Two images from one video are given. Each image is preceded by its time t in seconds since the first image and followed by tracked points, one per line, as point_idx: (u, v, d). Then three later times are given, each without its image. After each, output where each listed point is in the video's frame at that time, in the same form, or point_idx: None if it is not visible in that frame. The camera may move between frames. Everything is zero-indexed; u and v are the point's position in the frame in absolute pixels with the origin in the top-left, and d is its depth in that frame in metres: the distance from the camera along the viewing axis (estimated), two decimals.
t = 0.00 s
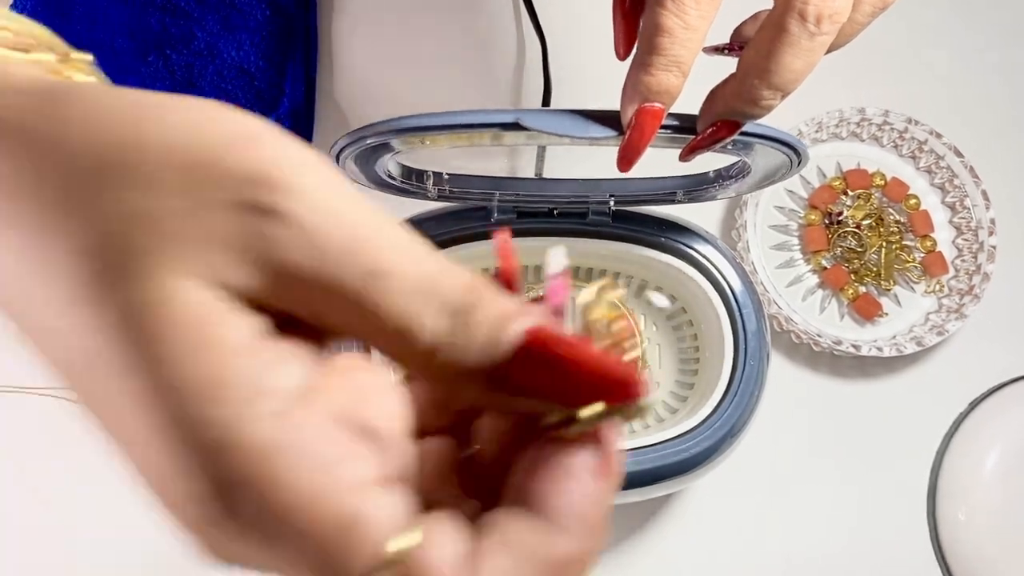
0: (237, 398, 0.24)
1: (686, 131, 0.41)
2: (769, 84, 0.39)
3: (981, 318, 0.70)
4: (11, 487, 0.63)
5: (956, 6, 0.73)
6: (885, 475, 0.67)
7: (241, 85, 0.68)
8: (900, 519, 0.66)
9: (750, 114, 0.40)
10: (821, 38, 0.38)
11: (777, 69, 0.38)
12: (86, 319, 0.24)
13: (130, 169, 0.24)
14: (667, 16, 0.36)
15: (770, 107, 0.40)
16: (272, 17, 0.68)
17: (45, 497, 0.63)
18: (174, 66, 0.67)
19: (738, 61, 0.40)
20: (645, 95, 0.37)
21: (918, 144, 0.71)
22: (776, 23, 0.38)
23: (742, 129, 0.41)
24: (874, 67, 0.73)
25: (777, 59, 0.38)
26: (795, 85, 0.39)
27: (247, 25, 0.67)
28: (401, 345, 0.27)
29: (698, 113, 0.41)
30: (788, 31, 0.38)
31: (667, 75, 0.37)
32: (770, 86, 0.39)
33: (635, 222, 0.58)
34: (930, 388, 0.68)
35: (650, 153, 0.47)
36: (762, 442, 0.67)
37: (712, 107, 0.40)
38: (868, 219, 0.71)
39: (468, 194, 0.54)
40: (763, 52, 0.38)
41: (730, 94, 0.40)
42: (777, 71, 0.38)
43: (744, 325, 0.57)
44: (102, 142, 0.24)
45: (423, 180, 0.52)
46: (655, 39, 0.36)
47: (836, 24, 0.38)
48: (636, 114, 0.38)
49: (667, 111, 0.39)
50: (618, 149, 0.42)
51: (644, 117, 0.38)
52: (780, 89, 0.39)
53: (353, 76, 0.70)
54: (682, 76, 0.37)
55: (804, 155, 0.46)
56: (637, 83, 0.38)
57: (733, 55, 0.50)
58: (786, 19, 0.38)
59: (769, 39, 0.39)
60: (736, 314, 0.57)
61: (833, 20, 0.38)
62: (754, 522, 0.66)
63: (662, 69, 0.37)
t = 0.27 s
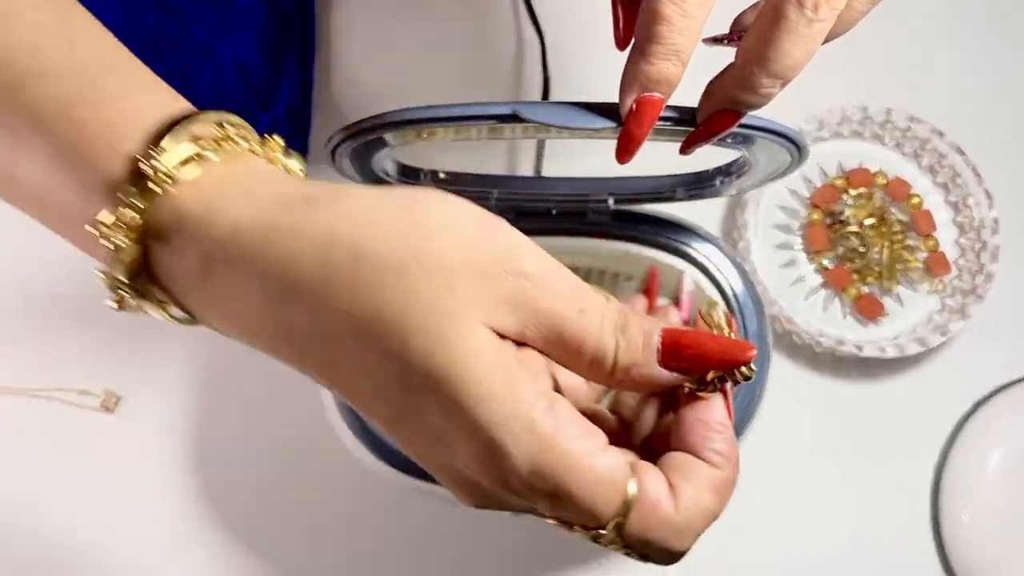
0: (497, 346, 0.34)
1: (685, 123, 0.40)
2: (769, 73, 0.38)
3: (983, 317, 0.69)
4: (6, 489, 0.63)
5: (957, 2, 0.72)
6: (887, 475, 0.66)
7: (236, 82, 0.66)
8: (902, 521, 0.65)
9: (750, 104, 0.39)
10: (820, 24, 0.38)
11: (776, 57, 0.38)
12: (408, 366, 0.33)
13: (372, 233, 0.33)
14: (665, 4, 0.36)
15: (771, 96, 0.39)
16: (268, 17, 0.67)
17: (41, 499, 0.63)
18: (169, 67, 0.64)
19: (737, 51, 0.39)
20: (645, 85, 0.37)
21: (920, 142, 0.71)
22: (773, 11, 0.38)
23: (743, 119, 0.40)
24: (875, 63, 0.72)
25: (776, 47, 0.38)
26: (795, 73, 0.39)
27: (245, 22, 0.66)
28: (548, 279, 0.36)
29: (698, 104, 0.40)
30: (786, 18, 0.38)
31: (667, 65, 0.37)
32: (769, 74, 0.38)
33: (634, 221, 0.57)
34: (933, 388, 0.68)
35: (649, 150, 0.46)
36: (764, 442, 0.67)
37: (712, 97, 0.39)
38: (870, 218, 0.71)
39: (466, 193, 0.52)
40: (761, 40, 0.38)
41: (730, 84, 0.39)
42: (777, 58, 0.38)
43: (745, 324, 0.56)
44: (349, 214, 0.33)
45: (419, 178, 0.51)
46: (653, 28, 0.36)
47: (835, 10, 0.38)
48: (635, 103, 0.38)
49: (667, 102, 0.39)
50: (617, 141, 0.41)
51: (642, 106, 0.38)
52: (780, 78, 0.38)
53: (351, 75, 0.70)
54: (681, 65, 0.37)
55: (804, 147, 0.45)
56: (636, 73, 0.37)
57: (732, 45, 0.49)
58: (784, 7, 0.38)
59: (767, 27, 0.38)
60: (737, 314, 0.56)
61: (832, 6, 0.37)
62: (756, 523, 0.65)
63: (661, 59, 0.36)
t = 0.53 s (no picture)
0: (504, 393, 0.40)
1: (682, 126, 0.41)
2: (764, 77, 0.38)
3: (980, 317, 0.69)
4: (14, 490, 0.64)
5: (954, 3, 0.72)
6: (885, 474, 0.66)
7: (237, 85, 0.67)
8: (900, 520, 0.66)
9: (746, 108, 0.39)
10: (815, 28, 0.38)
11: (771, 61, 0.38)
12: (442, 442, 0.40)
13: (389, 329, 0.40)
14: (661, 10, 0.36)
15: (766, 100, 0.39)
16: (267, 18, 0.67)
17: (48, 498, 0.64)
18: (171, 68, 0.66)
19: (732, 54, 0.40)
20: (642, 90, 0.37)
21: (918, 143, 0.71)
22: (768, 15, 0.38)
23: (740, 121, 0.41)
24: (873, 65, 0.72)
25: (770, 51, 0.38)
26: (790, 77, 0.39)
27: (243, 24, 0.67)
28: (502, 325, 0.42)
29: (695, 108, 0.41)
30: (781, 22, 0.37)
31: (663, 70, 0.37)
32: (764, 78, 0.38)
33: (632, 222, 0.57)
34: (930, 387, 0.68)
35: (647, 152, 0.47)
36: (762, 442, 0.67)
37: (709, 101, 0.40)
38: (867, 218, 0.71)
39: (466, 193, 0.54)
40: (756, 45, 0.38)
41: (726, 89, 0.39)
42: (772, 62, 0.38)
43: (743, 327, 0.57)
44: (367, 319, 0.40)
45: (419, 180, 0.52)
46: (649, 34, 0.36)
47: (830, 13, 0.38)
48: (631, 108, 0.38)
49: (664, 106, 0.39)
50: (615, 145, 0.42)
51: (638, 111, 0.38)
52: (775, 82, 0.38)
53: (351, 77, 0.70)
54: (677, 71, 0.37)
55: (803, 152, 0.46)
56: (632, 79, 0.37)
57: (727, 48, 0.49)
58: (778, 10, 0.37)
59: (762, 30, 0.38)
60: (735, 316, 0.57)
61: (826, 11, 0.37)
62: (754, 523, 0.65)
63: (657, 65, 0.37)
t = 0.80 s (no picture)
0: (443, 403, 0.34)
1: (677, 128, 0.42)
2: (760, 80, 0.38)
3: (980, 317, 0.69)
4: (13, 492, 0.64)
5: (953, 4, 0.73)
6: (885, 474, 0.66)
7: (237, 87, 0.67)
8: (900, 520, 0.66)
9: (743, 110, 0.39)
10: (811, 32, 0.37)
11: (767, 65, 0.37)
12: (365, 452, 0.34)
13: (317, 329, 0.32)
14: (659, 14, 0.35)
15: (762, 102, 0.39)
16: (268, 18, 0.67)
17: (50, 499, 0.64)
18: (171, 69, 0.67)
19: (728, 57, 0.39)
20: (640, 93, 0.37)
21: (917, 144, 0.71)
22: (764, 17, 0.37)
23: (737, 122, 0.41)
24: (872, 65, 0.73)
25: (766, 54, 0.37)
26: (786, 79, 0.38)
27: (244, 26, 0.66)
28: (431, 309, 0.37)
29: (691, 111, 0.41)
30: (777, 25, 0.37)
31: (661, 74, 0.36)
32: (760, 81, 0.38)
33: (631, 222, 0.57)
34: (930, 387, 0.68)
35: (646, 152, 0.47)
36: (763, 442, 0.67)
37: (705, 104, 0.40)
38: (867, 218, 0.71)
39: (466, 194, 0.54)
40: (752, 47, 0.37)
41: (722, 91, 0.39)
42: (768, 66, 0.37)
43: (743, 327, 0.56)
44: (287, 318, 0.32)
45: (419, 182, 0.52)
46: (647, 38, 0.36)
47: (826, 16, 0.37)
48: (631, 111, 0.38)
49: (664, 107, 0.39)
50: (614, 147, 0.42)
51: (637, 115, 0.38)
52: (772, 84, 0.38)
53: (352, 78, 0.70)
54: (675, 74, 0.36)
55: (802, 153, 0.46)
56: (630, 82, 0.37)
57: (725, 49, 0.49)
58: (774, 13, 0.37)
59: (758, 33, 0.37)
60: (735, 316, 0.57)
61: (822, 14, 0.37)
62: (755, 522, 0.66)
63: (655, 68, 0.36)
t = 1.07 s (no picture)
0: (385, 374, 0.41)
1: (673, 124, 0.42)
2: (754, 74, 0.38)
3: (977, 318, 0.70)
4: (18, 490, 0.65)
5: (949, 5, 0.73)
6: (883, 475, 0.67)
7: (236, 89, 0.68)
8: (899, 520, 0.66)
9: (737, 104, 0.39)
10: (804, 26, 0.37)
11: (761, 59, 0.38)
12: (302, 419, 0.40)
13: (256, 315, 0.39)
14: (655, 7, 0.35)
15: (757, 97, 0.39)
16: (267, 21, 0.67)
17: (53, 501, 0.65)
18: (171, 72, 0.67)
19: (724, 50, 0.39)
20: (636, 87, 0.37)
21: (914, 145, 0.72)
22: (760, 11, 0.37)
23: (732, 117, 0.41)
24: (869, 66, 0.73)
25: (761, 48, 0.37)
26: (780, 74, 0.38)
27: (242, 28, 0.67)
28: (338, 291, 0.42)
29: (686, 105, 0.41)
30: (772, 19, 0.37)
31: (656, 68, 0.37)
32: (755, 75, 0.38)
33: (629, 224, 0.58)
34: (928, 388, 0.68)
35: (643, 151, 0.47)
36: (761, 443, 0.67)
37: (700, 98, 0.40)
38: (864, 220, 0.71)
39: (464, 195, 0.54)
40: (747, 42, 0.38)
41: (718, 85, 0.39)
42: (762, 60, 0.38)
43: (740, 328, 0.57)
44: (225, 298, 0.38)
45: (418, 183, 0.52)
46: (643, 32, 0.36)
47: (819, 11, 0.37)
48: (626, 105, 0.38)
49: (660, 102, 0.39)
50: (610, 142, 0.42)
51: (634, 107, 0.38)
52: (766, 79, 0.38)
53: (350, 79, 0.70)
54: (671, 69, 0.37)
55: (798, 152, 0.46)
56: (627, 77, 0.37)
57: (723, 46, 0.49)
58: (769, 7, 0.37)
59: (753, 27, 0.38)
60: (732, 317, 0.57)
61: (815, 8, 0.37)
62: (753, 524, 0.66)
63: (651, 62, 0.36)
